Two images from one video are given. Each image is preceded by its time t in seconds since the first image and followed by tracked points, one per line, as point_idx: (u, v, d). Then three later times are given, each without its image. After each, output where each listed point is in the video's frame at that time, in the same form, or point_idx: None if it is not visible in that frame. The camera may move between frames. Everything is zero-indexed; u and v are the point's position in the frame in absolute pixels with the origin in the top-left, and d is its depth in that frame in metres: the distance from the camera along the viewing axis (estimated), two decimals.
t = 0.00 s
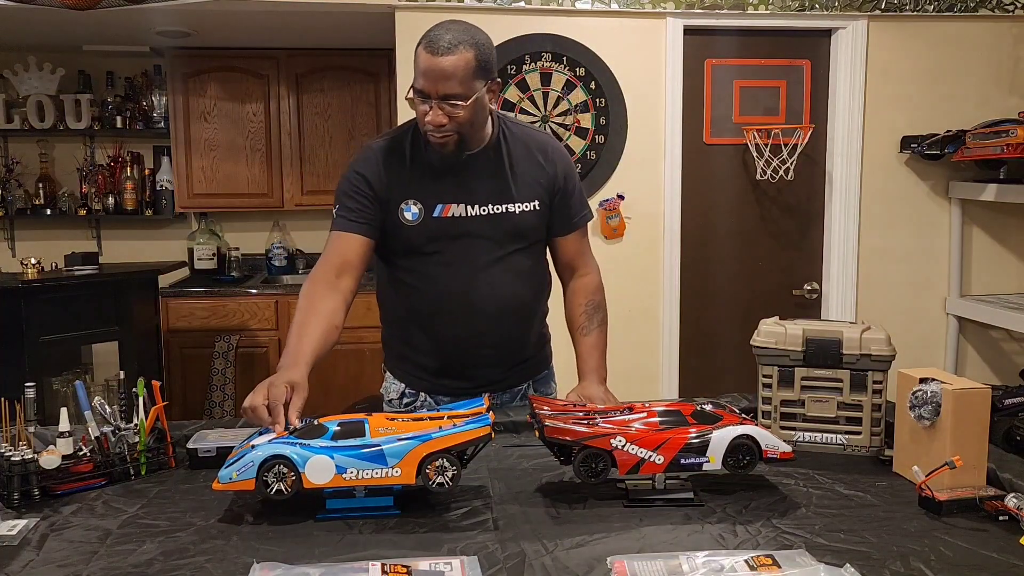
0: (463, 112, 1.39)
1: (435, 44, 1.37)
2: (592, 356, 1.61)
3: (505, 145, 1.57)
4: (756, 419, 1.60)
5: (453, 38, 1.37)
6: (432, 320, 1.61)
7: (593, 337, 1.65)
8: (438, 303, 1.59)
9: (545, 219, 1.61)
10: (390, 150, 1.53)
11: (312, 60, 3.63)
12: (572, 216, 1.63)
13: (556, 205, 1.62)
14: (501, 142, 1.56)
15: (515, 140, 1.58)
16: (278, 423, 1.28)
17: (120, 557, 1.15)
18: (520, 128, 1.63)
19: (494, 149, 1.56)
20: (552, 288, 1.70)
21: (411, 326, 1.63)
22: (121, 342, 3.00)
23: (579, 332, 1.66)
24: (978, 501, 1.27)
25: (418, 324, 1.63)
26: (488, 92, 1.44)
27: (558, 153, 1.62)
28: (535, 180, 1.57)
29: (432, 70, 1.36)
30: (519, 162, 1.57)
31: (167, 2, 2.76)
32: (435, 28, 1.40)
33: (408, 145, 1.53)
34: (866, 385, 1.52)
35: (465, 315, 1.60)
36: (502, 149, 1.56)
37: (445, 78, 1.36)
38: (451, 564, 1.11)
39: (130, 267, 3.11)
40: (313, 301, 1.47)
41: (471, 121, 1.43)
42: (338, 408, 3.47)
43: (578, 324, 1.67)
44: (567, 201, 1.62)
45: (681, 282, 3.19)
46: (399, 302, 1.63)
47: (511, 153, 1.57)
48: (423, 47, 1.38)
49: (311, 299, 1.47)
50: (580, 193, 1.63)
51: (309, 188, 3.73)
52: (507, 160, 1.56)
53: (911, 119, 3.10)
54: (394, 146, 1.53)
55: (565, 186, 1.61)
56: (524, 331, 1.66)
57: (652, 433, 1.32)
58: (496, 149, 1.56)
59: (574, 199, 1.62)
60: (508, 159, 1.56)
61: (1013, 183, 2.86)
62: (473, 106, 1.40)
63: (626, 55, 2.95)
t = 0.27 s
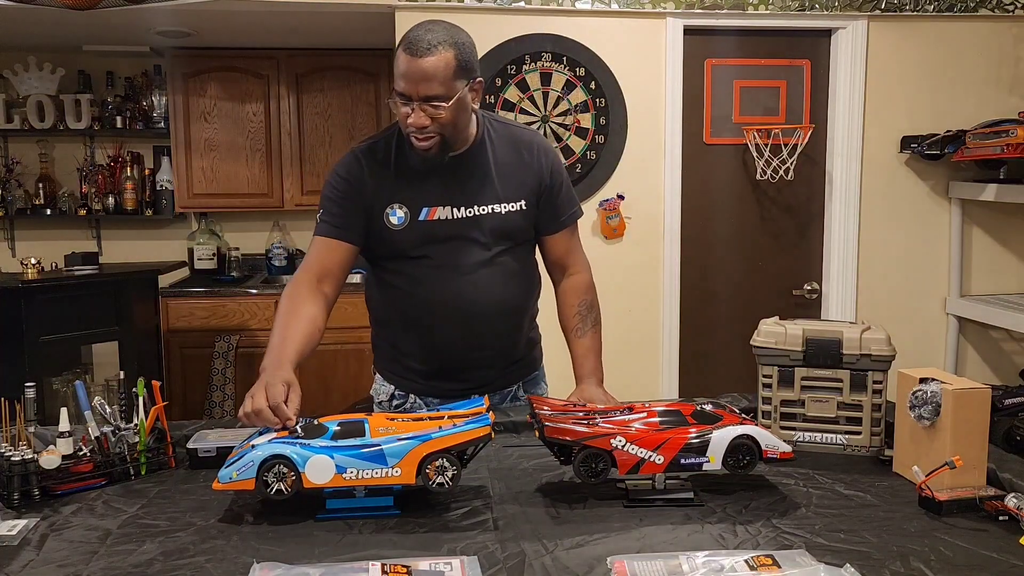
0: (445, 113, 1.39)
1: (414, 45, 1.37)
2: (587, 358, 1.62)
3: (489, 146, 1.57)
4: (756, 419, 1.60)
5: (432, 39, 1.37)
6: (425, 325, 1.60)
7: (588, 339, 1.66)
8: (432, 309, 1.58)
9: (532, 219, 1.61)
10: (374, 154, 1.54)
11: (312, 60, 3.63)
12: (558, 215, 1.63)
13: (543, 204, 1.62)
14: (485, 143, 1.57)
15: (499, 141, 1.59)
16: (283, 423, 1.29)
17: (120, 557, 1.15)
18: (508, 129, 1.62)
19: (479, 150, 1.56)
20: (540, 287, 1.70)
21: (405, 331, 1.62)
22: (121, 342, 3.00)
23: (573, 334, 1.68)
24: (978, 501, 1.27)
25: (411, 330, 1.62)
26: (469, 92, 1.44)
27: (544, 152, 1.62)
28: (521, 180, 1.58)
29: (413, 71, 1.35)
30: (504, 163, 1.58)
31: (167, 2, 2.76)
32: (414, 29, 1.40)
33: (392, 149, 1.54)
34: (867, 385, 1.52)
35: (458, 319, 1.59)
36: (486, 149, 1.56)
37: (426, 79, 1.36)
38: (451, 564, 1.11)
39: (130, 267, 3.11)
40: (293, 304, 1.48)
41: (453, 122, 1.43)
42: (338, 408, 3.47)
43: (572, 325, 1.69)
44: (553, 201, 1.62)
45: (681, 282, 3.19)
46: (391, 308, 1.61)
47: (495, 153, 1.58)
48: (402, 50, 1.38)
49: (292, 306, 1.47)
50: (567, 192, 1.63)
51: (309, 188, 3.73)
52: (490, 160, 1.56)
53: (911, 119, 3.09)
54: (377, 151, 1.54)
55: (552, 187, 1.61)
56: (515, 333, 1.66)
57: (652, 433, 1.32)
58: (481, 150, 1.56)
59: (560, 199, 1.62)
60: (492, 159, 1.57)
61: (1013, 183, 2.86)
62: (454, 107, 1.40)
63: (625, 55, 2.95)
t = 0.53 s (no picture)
0: (428, 115, 1.39)
1: (395, 47, 1.37)
2: (581, 360, 1.63)
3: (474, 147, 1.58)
4: (756, 419, 1.60)
5: (413, 41, 1.37)
6: (421, 328, 1.59)
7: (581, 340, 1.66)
8: (429, 312, 1.58)
9: (520, 220, 1.61)
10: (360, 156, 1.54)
11: (313, 60, 3.64)
12: (547, 216, 1.63)
13: (531, 205, 1.62)
14: (470, 145, 1.57)
15: (486, 142, 1.59)
16: (258, 423, 1.24)
17: (120, 557, 1.15)
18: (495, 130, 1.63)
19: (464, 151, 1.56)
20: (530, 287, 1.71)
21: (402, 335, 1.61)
22: (121, 342, 3.00)
23: (566, 335, 1.68)
24: (978, 501, 1.27)
25: (407, 334, 1.60)
26: (452, 94, 1.44)
27: (531, 152, 1.62)
28: (507, 181, 1.58)
29: (394, 73, 1.35)
30: (490, 164, 1.58)
31: (167, 2, 2.76)
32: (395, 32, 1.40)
33: (377, 151, 1.54)
34: (867, 385, 1.52)
35: (455, 321, 1.59)
36: (472, 151, 1.57)
37: (408, 80, 1.36)
38: (451, 564, 1.11)
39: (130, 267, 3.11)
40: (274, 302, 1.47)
41: (437, 124, 1.43)
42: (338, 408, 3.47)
43: (565, 327, 1.69)
44: (541, 202, 1.62)
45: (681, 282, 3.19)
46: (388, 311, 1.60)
47: (481, 155, 1.58)
48: (383, 52, 1.38)
49: (270, 305, 1.46)
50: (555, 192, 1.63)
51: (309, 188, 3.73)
52: (476, 161, 1.57)
53: (911, 119, 3.09)
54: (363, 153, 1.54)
55: (539, 188, 1.61)
56: (507, 334, 1.66)
57: (652, 433, 1.32)
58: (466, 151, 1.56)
59: (547, 200, 1.62)
60: (478, 161, 1.57)
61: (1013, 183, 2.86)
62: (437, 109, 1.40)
63: (625, 55, 2.95)
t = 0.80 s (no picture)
0: (415, 118, 1.39)
1: (381, 51, 1.37)
2: (576, 361, 1.63)
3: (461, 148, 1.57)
4: (756, 419, 1.60)
5: (399, 44, 1.37)
6: (417, 330, 1.59)
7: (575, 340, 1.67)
8: (429, 312, 1.57)
9: (510, 221, 1.61)
10: (349, 159, 1.53)
11: (313, 60, 3.64)
12: (536, 216, 1.63)
13: (520, 206, 1.61)
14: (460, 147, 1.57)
15: (474, 143, 1.59)
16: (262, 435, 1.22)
17: (120, 557, 1.15)
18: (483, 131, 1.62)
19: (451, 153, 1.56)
20: (524, 288, 1.71)
21: (403, 335, 1.61)
22: (121, 342, 3.00)
23: (561, 336, 1.68)
24: (978, 501, 1.27)
25: (408, 335, 1.60)
26: (440, 96, 1.44)
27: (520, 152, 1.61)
28: (496, 182, 1.57)
29: (381, 77, 1.35)
30: (478, 165, 1.57)
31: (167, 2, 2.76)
32: (381, 34, 1.40)
33: (366, 154, 1.53)
34: (867, 385, 1.52)
35: (454, 322, 1.59)
36: (460, 152, 1.57)
37: (395, 84, 1.36)
38: (451, 564, 1.11)
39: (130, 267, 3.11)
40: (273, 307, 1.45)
41: (425, 126, 1.43)
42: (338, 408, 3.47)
43: (558, 328, 1.69)
44: (530, 202, 1.61)
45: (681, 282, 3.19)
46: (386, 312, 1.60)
47: (471, 157, 1.57)
48: (370, 55, 1.38)
49: (271, 308, 1.45)
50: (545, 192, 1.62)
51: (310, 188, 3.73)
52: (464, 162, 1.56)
53: (910, 119, 3.09)
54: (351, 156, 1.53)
55: (528, 188, 1.61)
56: (502, 334, 1.66)
57: (652, 433, 1.32)
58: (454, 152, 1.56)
59: (537, 200, 1.62)
60: (466, 162, 1.56)
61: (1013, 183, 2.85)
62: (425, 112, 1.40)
63: (625, 55, 2.95)
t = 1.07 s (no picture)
0: (431, 120, 1.39)
1: (396, 51, 1.35)
2: (573, 360, 1.64)
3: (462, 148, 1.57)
4: (756, 419, 1.60)
5: (415, 44, 1.36)
6: (416, 329, 1.59)
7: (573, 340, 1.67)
8: (428, 313, 1.57)
9: (509, 220, 1.61)
10: (349, 159, 1.53)
11: (313, 60, 3.64)
12: (535, 216, 1.63)
13: (519, 206, 1.62)
14: (458, 147, 1.56)
15: (474, 143, 1.59)
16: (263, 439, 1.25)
17: (120, 557, 1.15)
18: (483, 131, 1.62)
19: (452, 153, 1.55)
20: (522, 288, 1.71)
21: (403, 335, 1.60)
22: (121, 342, 3.00)
23: (558, 336, 1.68)
24: (978, 501, 1.27)
25: (407, 335, 1.60)
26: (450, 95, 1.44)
27: (519, 153, 1.62)
28: (496, 182, 1.57)
29: (398, 80, 1.34)
30: (477, 165, 1.57)
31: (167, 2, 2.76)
32: (393, 33, 1.37)
33: (366, 154, 1.53)
34: (867, 385, 1.52)
35: (454, 322, 1.59)
36: (460, 152, 1.57)
37: (413, 87, 1.35)
38: (451, 564, 1.11)
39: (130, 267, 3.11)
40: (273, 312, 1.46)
41: (437, 127, 1.43)
42: (338, 408, 3.47)
43: (555, 327, 1.69)
44: (529, 202, 1.62)
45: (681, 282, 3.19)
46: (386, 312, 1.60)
47: (472, 157, 1.58)
48: (384, 55, 1.36)
49: (272, 314, 1.45)
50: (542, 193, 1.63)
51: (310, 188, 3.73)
52: (464, 162, 1.56)
53: (910, 119, 3.09)
54: (352, 156, 1.53)
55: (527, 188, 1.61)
56: (501, 333, 1.66)
57: (651, 433, 1.32)
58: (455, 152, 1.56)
59: (535, 200, 1.62)
60: (466, 162, 1.56)
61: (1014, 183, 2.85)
62: (439, 113, 1.40)
63: (625, 55, 2.95)
